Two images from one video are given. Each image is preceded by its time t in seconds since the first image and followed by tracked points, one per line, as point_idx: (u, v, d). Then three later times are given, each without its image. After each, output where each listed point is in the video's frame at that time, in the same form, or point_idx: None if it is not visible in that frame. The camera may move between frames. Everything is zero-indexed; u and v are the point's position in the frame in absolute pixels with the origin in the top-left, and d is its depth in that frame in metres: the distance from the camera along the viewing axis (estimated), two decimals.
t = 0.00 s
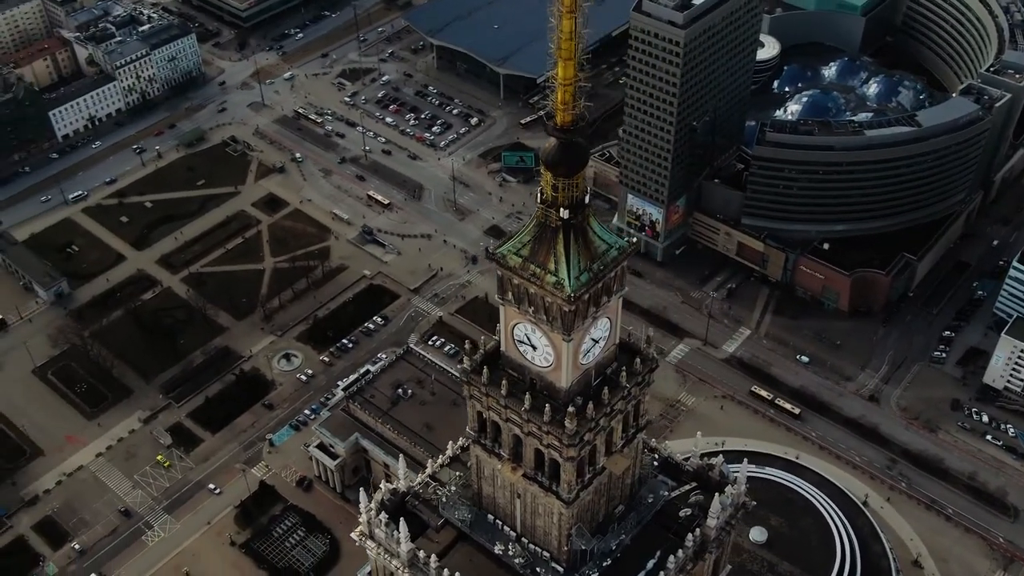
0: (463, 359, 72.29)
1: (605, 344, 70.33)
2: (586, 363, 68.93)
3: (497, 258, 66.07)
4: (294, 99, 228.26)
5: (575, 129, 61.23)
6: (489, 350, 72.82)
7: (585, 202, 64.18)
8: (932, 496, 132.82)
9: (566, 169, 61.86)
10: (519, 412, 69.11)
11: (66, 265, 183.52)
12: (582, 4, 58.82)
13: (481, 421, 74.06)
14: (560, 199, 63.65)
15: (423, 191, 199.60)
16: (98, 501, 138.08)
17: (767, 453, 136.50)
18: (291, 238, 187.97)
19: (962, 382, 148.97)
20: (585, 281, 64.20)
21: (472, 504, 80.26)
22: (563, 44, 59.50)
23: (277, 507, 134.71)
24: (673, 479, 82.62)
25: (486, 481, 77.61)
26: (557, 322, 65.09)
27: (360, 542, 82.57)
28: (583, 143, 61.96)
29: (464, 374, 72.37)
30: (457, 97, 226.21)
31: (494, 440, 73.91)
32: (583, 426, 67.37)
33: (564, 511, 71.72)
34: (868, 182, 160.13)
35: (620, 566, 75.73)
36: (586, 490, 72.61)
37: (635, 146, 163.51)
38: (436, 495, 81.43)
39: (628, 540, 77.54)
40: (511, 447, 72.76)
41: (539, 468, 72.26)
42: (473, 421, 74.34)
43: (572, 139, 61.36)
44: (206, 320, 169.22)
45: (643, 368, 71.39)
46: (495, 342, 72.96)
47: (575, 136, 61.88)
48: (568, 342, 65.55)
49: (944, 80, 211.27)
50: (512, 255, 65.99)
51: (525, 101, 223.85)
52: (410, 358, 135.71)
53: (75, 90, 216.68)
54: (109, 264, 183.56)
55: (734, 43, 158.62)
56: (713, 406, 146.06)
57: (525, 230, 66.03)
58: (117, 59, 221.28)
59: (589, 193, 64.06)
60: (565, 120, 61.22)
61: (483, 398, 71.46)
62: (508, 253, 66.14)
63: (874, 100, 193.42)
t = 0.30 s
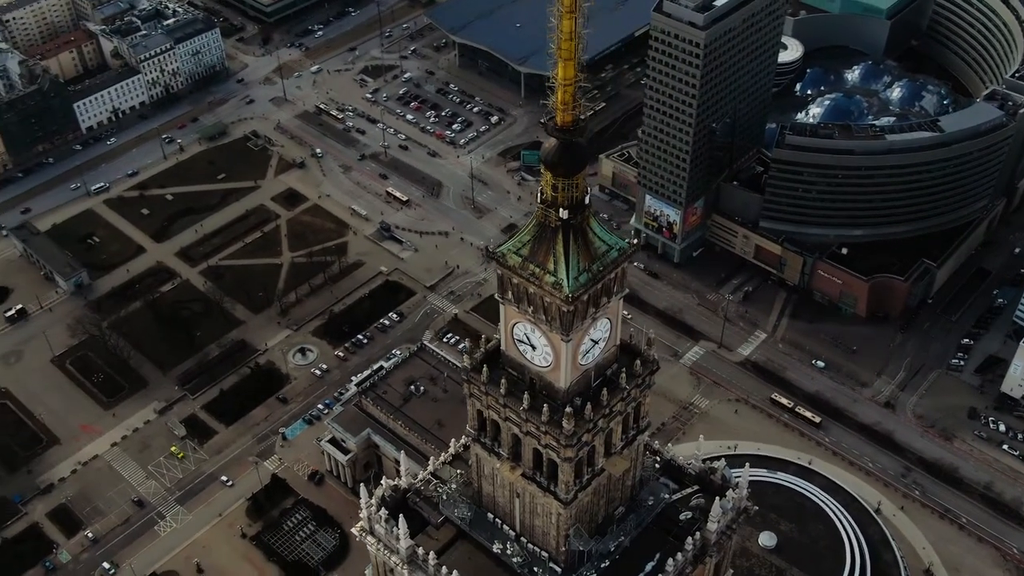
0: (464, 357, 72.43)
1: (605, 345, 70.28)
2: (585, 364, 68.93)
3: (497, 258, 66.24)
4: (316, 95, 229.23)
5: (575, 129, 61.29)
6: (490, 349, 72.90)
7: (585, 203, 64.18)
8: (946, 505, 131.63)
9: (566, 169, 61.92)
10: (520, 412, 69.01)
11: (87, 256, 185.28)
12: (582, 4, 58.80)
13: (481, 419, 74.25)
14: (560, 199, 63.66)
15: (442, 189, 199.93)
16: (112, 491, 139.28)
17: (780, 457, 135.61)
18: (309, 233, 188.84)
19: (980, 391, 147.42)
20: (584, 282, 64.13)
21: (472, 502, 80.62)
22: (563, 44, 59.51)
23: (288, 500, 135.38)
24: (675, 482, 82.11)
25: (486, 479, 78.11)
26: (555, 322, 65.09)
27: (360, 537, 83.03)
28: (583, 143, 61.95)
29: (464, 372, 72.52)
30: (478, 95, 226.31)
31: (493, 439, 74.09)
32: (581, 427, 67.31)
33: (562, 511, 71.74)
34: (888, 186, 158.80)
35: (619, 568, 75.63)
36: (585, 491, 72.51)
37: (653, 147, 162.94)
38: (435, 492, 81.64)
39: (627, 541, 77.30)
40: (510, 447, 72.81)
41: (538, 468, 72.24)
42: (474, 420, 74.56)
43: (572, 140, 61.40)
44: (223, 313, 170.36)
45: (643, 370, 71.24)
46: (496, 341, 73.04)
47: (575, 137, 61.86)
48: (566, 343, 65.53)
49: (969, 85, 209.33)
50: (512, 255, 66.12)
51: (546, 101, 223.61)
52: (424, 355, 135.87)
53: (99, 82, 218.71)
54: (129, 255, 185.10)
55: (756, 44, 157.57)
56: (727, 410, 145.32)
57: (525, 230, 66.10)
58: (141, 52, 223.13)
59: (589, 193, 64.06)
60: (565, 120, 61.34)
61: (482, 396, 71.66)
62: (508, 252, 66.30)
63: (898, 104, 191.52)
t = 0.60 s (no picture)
0: (464, 354, 72.58)
1: (604, 346, 70.07)
2: (583, 364, 68.70)
3: (497, 256, 66.27)
4: (339, 90, 230.14)
5: (574, 129, 61.34)
6: (490, 347, 72.92)
7: (584, 203, 64.12)
8: (961, 515, 130.34)
9: (564, 168, 61.95)
10: (522, 409, 69.06)
11: (109, 247, 187.12)
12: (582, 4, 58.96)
13: (480, 417, 74.34)
14: (559, 199, 63.59)
15: (462, 186, 200.23)
16: (127, 479, 140.63)
17: (793, 463, 134.65)
18: (328, 228, 189.69)
19: (998, 401, 145.82)
20: (582, 282, 64.02)
21: (472, 500, 80.93)
22: (563, 44, 59.65)
23: (300, 493, 136.09)
24: (677, 484, 81.94)
25: (485, 477, 78.23)
26: (553, 321, 64.93)
27: (361, 531, 83.72)
28: (583, 142, 61.95)
29: (464, 369, 72.73)
30: (500, 93, 226.33)
31: (493, 437, 74.23)
32: (578, 427, 67.24)
33: (559, 511, 71.69)
34: (910, 192, 157.29)
35: (615, 569, 75.82)
36: (582, 491, 72.40)
37: (673, 148, 162.33)
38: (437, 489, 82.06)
39: (625, 543, 77.40)
40: (508, 445, 72.78)
41: (536, 467, 72.19)
42: (474, 417, 74.67)
43: (571, 140, 61.44)
44: (241, 305, 171.50)
45: (642, 372, 71.14)
46: (496, 339, 73.04)
47: (575, 136, 61.89)
48: (564, 343, 65.41)
49: (996, 91, 206.98)
50: (511, 253, 66.12)
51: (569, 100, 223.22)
52: (438, 352, 136.04)
53: (125, 74, 220.80)
54: (151, 246, 186.76)
55: (778, 47, 156.56)
56: (742, 414, 144.43)
57: (525, 229, 66.07)
58: (167, 45, 224.96)
59: (589, 194, 64.04)
60: (564, 120, 61.40)
61: (482, 394, 71.90)
62: (508, 251, 66.29)
63: (923, 109, 189.60)
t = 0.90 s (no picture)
0: (464, 352, 72.68)
1: (603, 346, 69.97)
2: (581, 364, 68.56)
3: (496, 254, 66.27)
4: (361, 87, 230.91)
5: (574, 129, 61.31)
6: (489, 345, 73.01)
7: (584, 203, 64.15)
8: (974, 524, 129.20)
9: (563, 167, 61.86)
10: (526, 407, 69.11)
11: (128, 238, 188.74)
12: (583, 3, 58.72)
13: (480, 415, 74.46)
14: (557, 198, 63.58)
15: (480, 184, 200.42)
16: (140, 469, 141.79)
17: (806, 468, 133.74)
18: (346, 224, 190.44)
19: (1014, 410, 144.41)
20: (580, 282, 63.95)
21: (472, 497, 81.03)
22: (562, 43, 59.48)
23: (311, 487, 136.74)
24: (677, 486, 82.10)
25: (485, 475, 78.28)
26: (551, 320, 64.82)
27: (362, 526, 84.36)
28: (583, 142, 61.89)
29: (464, 367, 72.88)
30: (520, 92, 226.25)
31: (491, 435, 74.29)
32: (575, 427, 67.26)
33: (557, 510, 71.71)
34: (929, 197, 155.94)
35: (613, 569, 75.98)
36: (579, 491, 72.34)
37: (692, 150, 161.75)
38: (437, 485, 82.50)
39: (624, 544, 77.41)
40: (507, 443, 72.81)
41: (534, 466, 72.24)
42: (473, 415, 74.75)
43: (570, 140, 61.40)
44: (257, 299, 172.58)
45: (641, 373, 71.06)
46: (496, 338, 73.10)
47: (575, 136, 61.86)
48: (561, 342, 65.35)
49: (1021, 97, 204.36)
50: (510, 252, 66.09)
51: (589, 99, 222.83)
52: (451, 349, 136.27)
53: (149, 68, 222.59)
54: (170, 238, 188.18)
55: (799, 49, 155.54)
56: (756, 418, 143.42)
57: (524, 227, 66.04)
58: (191, 39, 226.56)
59: (588, 194, 64.02)
60: (564, 119, 61.32)
61: (481, 392, 72.06)
62: (507, 250, 66.23)
63: (946, 114, 187.48)
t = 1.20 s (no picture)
0: (464, 348, 72.97)
1: (603, 345, 69.88)
2: (579, 362, 68.48)
3: (495, 252, 66.37)
4: (384, 82, 231.65)
5: (573, 127, 61.26)
6: (489, 342, 73.23)
7: (583, 201, 64.23)
8: (988, 534, 127.93)
9: (562, 166, 61.95)
10: (528, 404, 69.26)
11: (150, 229, 190.48)
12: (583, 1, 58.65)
13: (479, 411, 74.63)
14: (556, 197, 63.71)
15: (500, 182, 200.56)
16: (155, 458, 143.08)
17: (818, 473, 132.88)
18: (365, 219, 191.18)
19: None
20: (577, 281, 63.94)
21: (471, 493, 81.20)
22: (561, 42, 59.39)
23: (323, 480, 137.43)
24: (678, 487, 81.37)
25: (485, 471, 78.46)
26: (549, 318, 64.81)
27: (363, 519, 84.55)
28: (582, 141, 61.92)
29: (464, 363, 73.12)
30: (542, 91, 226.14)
31: (491, 431, 74.37)
32: (572, 425, 67.28)
33: (553, 508, 71.78)
34: (951, 203, 154.54)
35: (610, 568, 75.61)
36: (576, 490, 72.29)
37: (712, 151, 161.05)
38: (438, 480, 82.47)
39: (622, 544, 77.10)
40: (505, 440, 72.94)
41: (531, 463, 72.35)
42: (472, 411, 74.89)
43: (570, 138, 61.36)
44: (275, 292, 173.65)
45: (640, 373, 70.91)
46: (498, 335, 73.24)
47: (574, 135, 61.86)
48: (559, 340, 65.34)
49: None
50: (510, 249, 66.15)
51: (611, 99, 222.35)
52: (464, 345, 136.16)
53: (174, 61, 224.45)
54: (191, 230, 189.69)
55: (822, 52, 154.29)
56: (770, 422, 142.61)
57: (523, 225, 66.09)
58: (217, 32, 228.19)
59: (587, 192, 64.00)
60: (564, 118, 61.31)
61: (480, 388, 72.16)
62: (506, 247, 66.34)
63: (971, 121, 185.97)
